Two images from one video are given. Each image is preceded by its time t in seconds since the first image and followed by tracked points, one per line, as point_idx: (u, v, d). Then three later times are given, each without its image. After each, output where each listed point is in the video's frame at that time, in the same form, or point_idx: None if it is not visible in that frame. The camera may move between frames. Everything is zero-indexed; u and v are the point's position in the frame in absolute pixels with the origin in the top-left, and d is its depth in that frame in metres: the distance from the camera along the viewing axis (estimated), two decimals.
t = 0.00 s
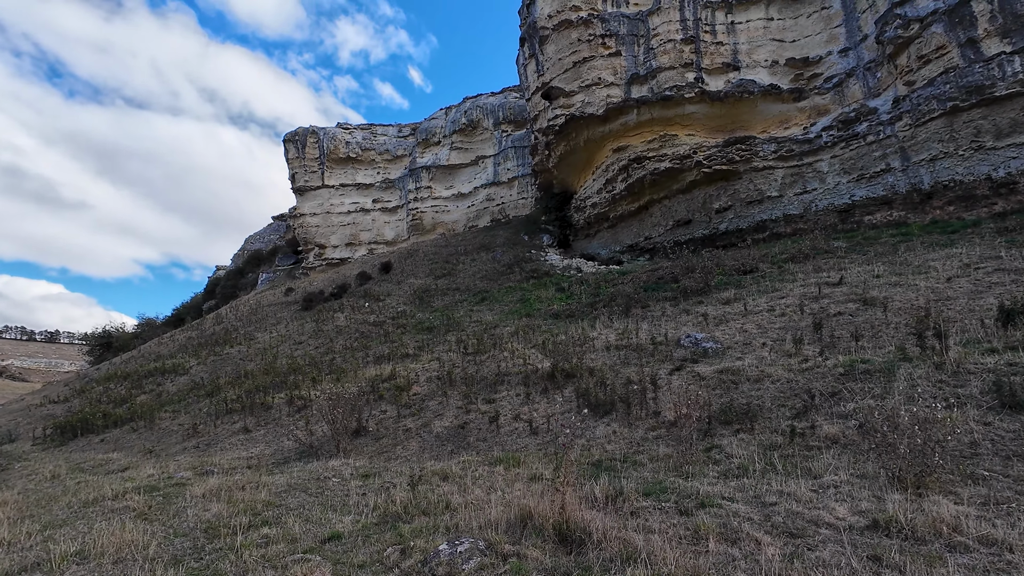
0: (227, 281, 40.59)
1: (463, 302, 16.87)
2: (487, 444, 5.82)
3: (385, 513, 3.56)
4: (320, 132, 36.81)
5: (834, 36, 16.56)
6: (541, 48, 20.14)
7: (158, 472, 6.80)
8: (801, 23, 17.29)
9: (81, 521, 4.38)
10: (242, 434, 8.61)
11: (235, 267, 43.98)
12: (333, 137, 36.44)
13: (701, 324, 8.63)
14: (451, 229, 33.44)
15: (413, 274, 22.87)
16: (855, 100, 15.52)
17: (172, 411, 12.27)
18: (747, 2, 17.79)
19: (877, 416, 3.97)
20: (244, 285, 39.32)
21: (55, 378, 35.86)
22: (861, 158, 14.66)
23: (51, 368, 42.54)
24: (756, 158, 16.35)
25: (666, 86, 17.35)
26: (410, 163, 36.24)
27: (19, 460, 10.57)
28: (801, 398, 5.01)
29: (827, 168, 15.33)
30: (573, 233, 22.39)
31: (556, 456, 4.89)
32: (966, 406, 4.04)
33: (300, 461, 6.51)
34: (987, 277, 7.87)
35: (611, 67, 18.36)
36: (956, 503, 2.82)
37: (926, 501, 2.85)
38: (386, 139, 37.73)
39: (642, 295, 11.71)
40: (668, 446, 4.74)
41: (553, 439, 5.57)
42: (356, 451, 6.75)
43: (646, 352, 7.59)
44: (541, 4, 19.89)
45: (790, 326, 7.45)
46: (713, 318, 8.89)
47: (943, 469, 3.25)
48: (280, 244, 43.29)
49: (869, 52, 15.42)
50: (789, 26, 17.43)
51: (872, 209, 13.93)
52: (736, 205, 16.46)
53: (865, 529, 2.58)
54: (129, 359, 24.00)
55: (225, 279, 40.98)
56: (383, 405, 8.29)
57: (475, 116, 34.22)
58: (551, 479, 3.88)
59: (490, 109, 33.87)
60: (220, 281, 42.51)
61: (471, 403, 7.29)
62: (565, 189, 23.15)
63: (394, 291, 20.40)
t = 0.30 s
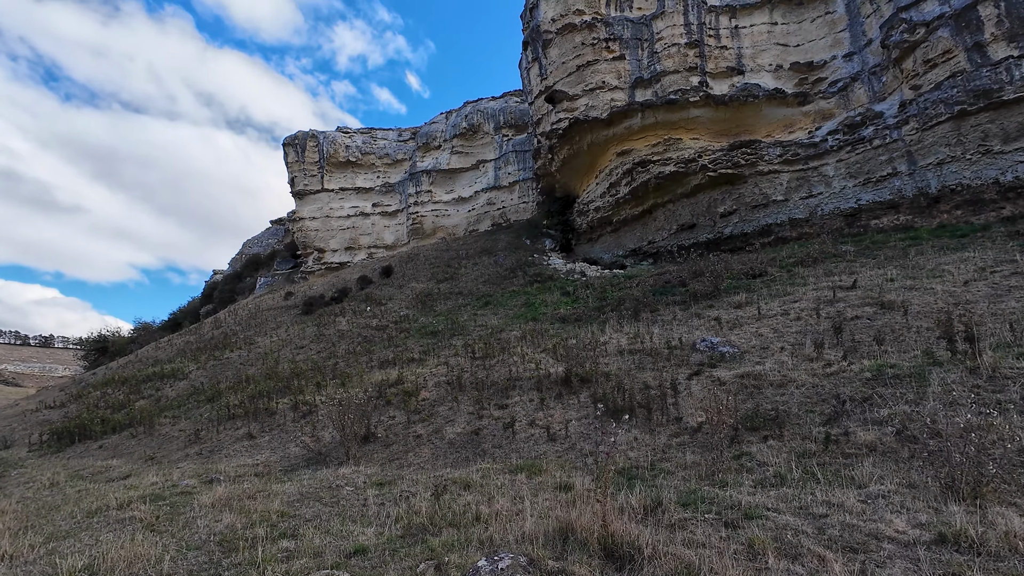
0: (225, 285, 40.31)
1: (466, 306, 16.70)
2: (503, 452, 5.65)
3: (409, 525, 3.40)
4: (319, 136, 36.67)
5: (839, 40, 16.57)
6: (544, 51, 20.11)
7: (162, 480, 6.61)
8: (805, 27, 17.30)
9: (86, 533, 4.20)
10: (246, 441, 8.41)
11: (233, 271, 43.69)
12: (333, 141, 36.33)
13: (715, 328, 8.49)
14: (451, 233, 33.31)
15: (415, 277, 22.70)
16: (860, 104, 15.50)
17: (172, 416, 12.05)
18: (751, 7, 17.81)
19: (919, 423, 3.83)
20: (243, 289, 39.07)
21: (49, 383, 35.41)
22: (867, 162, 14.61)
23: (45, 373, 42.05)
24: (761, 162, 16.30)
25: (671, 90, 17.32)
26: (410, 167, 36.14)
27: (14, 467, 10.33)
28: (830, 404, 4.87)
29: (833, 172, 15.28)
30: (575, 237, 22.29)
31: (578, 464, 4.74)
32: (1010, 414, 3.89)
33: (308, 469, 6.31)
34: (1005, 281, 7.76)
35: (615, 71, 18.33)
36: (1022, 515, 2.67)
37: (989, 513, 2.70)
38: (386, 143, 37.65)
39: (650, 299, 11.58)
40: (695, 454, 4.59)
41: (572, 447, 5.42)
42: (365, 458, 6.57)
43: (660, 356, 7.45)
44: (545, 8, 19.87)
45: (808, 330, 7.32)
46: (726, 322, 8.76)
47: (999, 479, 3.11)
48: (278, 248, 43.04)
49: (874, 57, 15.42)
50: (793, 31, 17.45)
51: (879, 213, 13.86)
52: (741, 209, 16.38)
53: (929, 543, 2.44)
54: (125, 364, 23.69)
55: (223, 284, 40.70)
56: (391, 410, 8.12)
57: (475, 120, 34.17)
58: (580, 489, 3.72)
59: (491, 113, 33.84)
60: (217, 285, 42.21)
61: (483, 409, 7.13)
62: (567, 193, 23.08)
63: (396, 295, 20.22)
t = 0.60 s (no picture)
0: (224, 289, 40.06)
1: (470, 309, 16.57)
2: (522, 455, 5.52)
3: (439, 529, 3.27)
4: (320, 139, 36.60)
5: (843, 43, 16.60)
6: (548, 54, 20.11)
7: (169, 484, 6.44)
8: (809, 31, 17.34)
9: (97, 540, 4.05)
10: (253, 444, 8.25)
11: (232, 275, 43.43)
12: (334, 144, 36.25)
13: (730, 330, 8.38)
14: (452, 236, 33.20)
15: (417, 280, 22.56)
16: (866, 107, 15.50)
17: (174, 420, 11.85)
18: (756, 10, 17.85)
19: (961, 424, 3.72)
20: (242, 292, 38.82)
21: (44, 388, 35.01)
22: (874, 164, 14.57)
23: (40, 377, 41.60)
24: (767, 165, 16.26)
25: (676, 93, 17.31)
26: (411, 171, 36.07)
27: (13, 471, 10.12)
28: (859, 405, 4.75)
29: (839, 175, 15.24)
30: (578, 240, 22.21)
31: (603, 467, 4.61)
32: None
33: (319, 473, 6.17)
34: None
35: (620, 74, 18.33)
36: None
37: None
38: (386, 147, 37.59)
39: (660, 301, 11.48)
40: (724, 456, 4.46)
41: (594, 449, 5.29)
42: (377, 461, 6.42)
43: (676, 358, 7.33)
44: (549, 11, 19.90)
45: (826, 332, 7.20)
46: (740, 323, 8.65)
47: None
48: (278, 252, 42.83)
49: (879, 60, 15.43)
50: (797, 34, 17.48)
51: (886, 215, 13.80)
52: (747, 211, 16.32)
53: (1000, 548, 2.33)
54: (124, 368, 23.42)
55: (222, 287, 40.46)
56: (401, 413, 7.96)
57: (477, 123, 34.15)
58: (613, 492, 3.60)
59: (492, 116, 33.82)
60: (216, 289, 41.94)
61: (497, 411, 6.99)
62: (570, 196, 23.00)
63: (398, 298, 20.07)
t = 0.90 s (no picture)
0: (223, 292, 39.83)
1: (475, 312, 16.42)
2: (540, 462, 5.36)
3: (468, 543, 3.11)
4: (321, 142, 36.50)
5: (849, 46, 16.55)
6: (552, 57, 20.07)
7: (175, 492, 6.26)
8: (815, 33, 17.30)
9: (105, 552, 3.89)
10: (259, 450, 8.07)
11: (231, 279, 43.21)
12: (334, 147, 36.14)
13: (745, 333, 8.24)
14: (453, 240, 33.06)
15: (420, 284, 22.39)
16: (873, 110, 15.44)
17: (176, 425, 11.65)
18: (761, 13, 17.83)
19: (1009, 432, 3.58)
20: (241, 296, 38.60)
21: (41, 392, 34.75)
22: (882, 167, 14.48)
23: (36, 382, 41.28)
24: (774, 168, 16.17)
25: (681, 95, 17.26)
26: (413, 174, 35.96)
27: (13, 477, 9.92)
28: (893, 410, 4.61)
29: (846, 178, 15.15)
30: (582, 243, 22.09)
31: (628, 475, 4.46)
32: None
33: (329, 480, 5.99)
34: None
35: (624, 76, 18.29)
36: None
37: None
38: (387, 150, 37.50)
39: (670, 304, 11.34)
40: (755, 463, 4.30)
41: (616, 456, 5.12)
42: (389, 468, 6.24)
43: (692, 361, 7.19)
44: (553, 13, 19.87)
45: (846, 335, 7.06)
46: (755, 326, 8.51)
47: None
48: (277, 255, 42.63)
49: (886, 62, 15.38)
50: (803, 37, 17.45)
51: (895, 218, 13.71)
52: (753, 214, 16.22)
53: None
54: (123, 372, 23.18)
55: (222, 291, 40.24)
56: (411, 417, 7.81)
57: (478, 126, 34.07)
58: (649, 503, 3.44)
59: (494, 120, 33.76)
60: (215, 292, 41.71)
61: (510, 416, 6.84)
62: (573, 199, 22.92)
63: (401, 302, 19.90)
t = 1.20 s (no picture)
0: (224, 294, 39.64)
1: (481, 313, 16.25)
2: (560, 463, 5.19)
3: (502, 549, 2.94)
4: (323, 143, 36.38)
5: (857, 45, 16.45)
6: (557, 57, 19.99)
7: (181, 494, 6.08)
8: (822, 33, 17.21)
9: (111, 558, 3.71)
10: (266, 452, 7.88)
11: (231, 281, 43.04)
12: (336, 149, 36.03)
13: (763, 332, 8.07)
14: (456, 241, 32.90)
15: (423, 285, 22.22)
16: (882, 109, 15.32)
17: (179, 426, 11.45)
18: (768, 13, 17.75)
19: None
20: (242, 298, 38.41)
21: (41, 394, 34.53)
22: (892, 166, 14.33)
23: (35, 384, 41.05)
24: (783, 167, 16.03)
25: (688, 95, 17.14)
26: (415, 175, 35.83)
27: (13, 479, 9.73)
28: (930, 409, 4.44)
29: (856, 177, 15.01)
30: (586, 244, 21.96)
31: (656, 476, 4.30)
32: None
33: (340, 482, 5.80)
34: None
35: (630, 76, 18.18)
36: None
37: None
38: (389, 152, 37.37)
39: (682, 304, 11.17)
40: (790, 464, 4.13)
41: (640, 458, 4.95)
42: (402, 470, 6.06)
43: (710, 360, 7.02)
44: (558, 13, 19.79)
45: (869, 334, 6.89)
46: (772, 325, 8.34)
47: None
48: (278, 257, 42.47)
49: (895, 61, 15.25)
50: (810, 36, 17.36)
51: (905, 218, 13.56)
52: (761, 214, 16.06)
53: None
54: (123, 373, 22.97)
55: (222, 293, 40.05)
56: (421, 418, 7.63)
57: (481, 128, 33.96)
58: (688, 505, 3.28)
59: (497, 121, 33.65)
60: (216, 294, 41.52)
61: (525, 417, 6.67)
62: (578, 200, 22.79)
63: (405, 303, 19.73)
